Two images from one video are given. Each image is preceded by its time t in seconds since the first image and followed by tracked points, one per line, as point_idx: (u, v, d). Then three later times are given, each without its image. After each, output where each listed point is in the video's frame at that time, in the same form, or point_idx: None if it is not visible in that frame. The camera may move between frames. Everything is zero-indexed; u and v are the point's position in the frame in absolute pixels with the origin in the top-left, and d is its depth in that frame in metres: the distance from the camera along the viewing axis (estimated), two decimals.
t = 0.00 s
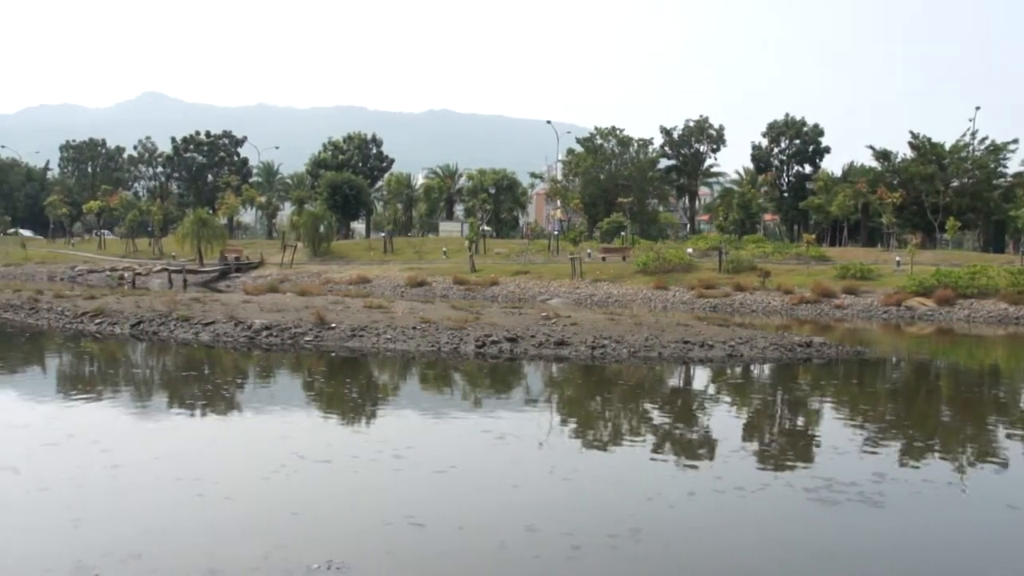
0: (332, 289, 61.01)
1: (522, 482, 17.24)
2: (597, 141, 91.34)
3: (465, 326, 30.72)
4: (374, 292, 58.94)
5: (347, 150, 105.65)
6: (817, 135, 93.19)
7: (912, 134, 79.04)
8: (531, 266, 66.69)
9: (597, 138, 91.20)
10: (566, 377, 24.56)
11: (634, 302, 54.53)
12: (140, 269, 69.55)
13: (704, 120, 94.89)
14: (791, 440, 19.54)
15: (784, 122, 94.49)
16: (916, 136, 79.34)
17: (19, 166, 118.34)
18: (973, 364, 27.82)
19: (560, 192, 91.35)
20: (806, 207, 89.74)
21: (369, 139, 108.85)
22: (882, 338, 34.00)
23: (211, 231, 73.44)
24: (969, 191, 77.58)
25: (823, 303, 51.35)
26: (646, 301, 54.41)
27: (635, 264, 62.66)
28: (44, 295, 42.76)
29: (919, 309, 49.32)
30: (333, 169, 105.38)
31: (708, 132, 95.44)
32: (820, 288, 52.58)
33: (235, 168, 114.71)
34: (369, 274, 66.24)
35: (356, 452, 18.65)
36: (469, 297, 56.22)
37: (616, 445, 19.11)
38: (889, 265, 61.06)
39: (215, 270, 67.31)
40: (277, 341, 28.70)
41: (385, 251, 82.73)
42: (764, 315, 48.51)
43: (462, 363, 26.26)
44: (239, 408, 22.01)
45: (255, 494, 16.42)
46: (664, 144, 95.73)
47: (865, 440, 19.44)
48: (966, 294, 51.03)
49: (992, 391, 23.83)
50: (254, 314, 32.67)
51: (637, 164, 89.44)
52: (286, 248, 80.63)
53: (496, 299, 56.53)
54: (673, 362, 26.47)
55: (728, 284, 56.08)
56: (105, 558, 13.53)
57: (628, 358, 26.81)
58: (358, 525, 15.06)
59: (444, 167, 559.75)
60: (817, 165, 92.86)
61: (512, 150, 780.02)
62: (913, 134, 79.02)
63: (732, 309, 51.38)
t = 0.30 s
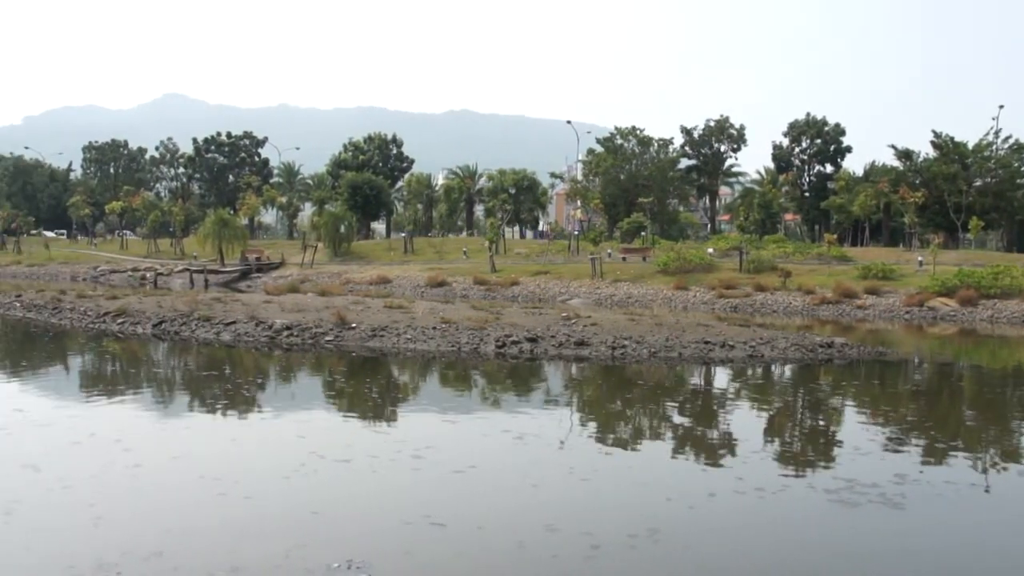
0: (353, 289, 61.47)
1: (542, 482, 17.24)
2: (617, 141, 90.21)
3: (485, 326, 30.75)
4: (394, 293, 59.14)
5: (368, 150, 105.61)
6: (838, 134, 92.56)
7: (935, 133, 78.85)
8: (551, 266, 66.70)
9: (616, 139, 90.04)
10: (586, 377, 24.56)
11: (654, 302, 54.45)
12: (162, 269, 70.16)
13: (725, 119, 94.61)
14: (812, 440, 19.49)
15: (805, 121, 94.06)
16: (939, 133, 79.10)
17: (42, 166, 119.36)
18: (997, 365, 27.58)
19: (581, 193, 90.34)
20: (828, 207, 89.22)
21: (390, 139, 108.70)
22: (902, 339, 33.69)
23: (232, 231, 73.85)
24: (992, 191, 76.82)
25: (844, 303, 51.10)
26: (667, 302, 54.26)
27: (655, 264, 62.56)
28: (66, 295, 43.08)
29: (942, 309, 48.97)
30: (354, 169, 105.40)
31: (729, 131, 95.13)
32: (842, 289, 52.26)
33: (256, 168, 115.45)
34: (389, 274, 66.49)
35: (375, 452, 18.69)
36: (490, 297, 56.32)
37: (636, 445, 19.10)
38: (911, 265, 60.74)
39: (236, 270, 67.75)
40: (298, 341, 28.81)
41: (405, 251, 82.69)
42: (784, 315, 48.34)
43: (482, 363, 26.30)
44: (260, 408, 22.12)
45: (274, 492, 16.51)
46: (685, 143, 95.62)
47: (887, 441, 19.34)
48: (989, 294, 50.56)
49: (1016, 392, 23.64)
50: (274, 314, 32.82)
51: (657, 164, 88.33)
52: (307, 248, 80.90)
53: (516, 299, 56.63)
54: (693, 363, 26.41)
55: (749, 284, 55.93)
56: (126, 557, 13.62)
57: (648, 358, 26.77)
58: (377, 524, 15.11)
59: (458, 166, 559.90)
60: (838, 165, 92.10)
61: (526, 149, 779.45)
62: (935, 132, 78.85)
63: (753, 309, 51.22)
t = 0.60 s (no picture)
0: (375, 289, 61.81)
1: (562, 482, 17.25)
2: (638, 141, 88.22)
3: (506, 326, 30.78)
4: (417, 293, 59.30)
5: (390, 151, 105.96)
6: (861, 134, 91.90)
7: (959, 132, 78.29)
8: (572, 266, 66.65)
9: (637, 138, 88.23)
10: (608, 377, 24.55)
11: (676, 303, 54.30)
12: (185, 269, 70.66)
13: (747, 119, 94.14)
14: (835, 441, 19.41)
15: (827, 120, 93.57)
16: (963, 132, 78.46)
17: (67, 167, 120.33)
18: None
19: (603, 193, 88.95)
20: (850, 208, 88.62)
21: (412, 140, 109.69)
22: (927, 340, 33.41)
23: (254, 232, 74.22)
24: (1019, 190, 75.66)
25: (867, 304, 50.78)
26: (688, 302, 54.09)
27: (677, 265, 62.38)
28: (90, 295, 43.42)
29: (966, 309, 48.50)
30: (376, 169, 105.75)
31: (751, 131, 94.74)
32: (865, 290, 51.93)
33: (278, 168, 115.93)
34: (410, 274, 66.66)
35: (395, 452, 18.74)
36: (512, 298, 56.36)
37: (657, 446, 19.08)
38: (935, 265, 60.28)
39: (259, 270, 68.10)
40: (320, 341, 28.92)
41: (426, 251, 82.66)
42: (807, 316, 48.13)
43: (504, 363, 26.34)
44: (282, 407, 22.23)
45: (295, 492, 16.58)
46: (707, 143, 95.42)
47: (910, 443, 19.24)
48: (1015, 295, 49.96)
49: None
50: (296, 314, 32.97)
51: (679, 163, 87.35)
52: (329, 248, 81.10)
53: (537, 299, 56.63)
54: (715, 363, 26.35)
55: (771, 284, 55.75)
56: (148, 555, 13.71)
57: (670, 358, 26.73)
58: (397, 524, 15.14)
59: (473, 166, 560.01)
60: (861, 164, 91.71)
61: (540, 148, 778.95)
62: (960, 131, 78.29)
63: (776, 310, 51.01)
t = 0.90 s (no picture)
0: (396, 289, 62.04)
1: (582, 482, 17.25)
2: (659, 141, 88.08)
3: (527, 327, 30.80)
4: (438, 293, 59.43)
5: (410, 151, 105.94)
6: (883, 133, 91.41)
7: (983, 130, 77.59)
8: (593, 267, 66.53)
9: (658, 138, 88.07)
10: (629, 377, 24.54)
11: (698, 303, 54.15)
12: (207, 270, 71.13)
13: (769, 118, 93.73)
14: (857, 442, 19.34)
15: (849, 120, 93.14)
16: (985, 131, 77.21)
17: (90, 168, 121.32)
18: None
19: (624, 193, 87.99)
20: (873, 207, 88.20)
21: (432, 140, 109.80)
22: (955, 341, 33.15)
23: (275, 232, 74.56)
24: None
25: (890, 304, 50.49)
26: (710, 302, 53.94)
27: (698, 265, 62.22)
28: (114, 295, 43.78)
29: (990, 310, 48.01)
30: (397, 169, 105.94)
31: (773, 130, 94.29)
32: (888, 290, 51.64)
33: (300, 169, 116.19)
34: (431, 275, 66.83)
35: (416, 452, 18.79)
36: (533, 298, 56.39)
37: (678, 446, 19.07)
38: (959, 265, 59.86)
39: (280, 270, 68.37)
40: (341, 341, 29.03)
41: (447, 252, 82.78)
42: (829, 316, 47.97)
43: (525, 363, 26.37)
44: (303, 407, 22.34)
45: (315, 491, 16.65)
46: (728, 143, 95.14)
47: (933, 444, 19.15)
48: None
49: None
50: (317, 314, 33.11)
51: (700, 163, 86.64)
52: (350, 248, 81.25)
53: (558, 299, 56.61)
54: (736, 364, 26.28)
55: (793, 284, 55.58)
56: (168, 553, 13.80)
57: (691, 358, 26.68)
58: (418, 523, 15.18)
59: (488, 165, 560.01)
60: (884, 163, 91.32)
61: (554, 147, 778.40)
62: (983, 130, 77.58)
63: (797, 310, 50.82)
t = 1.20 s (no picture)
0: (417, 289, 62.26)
1: (603, 482, 17.26)
2: (681, 141, 88.30)
3: (548, 327, 30.81)
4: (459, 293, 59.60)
5: (432, 151, 106.00)
6: (906, 132, 90.88)
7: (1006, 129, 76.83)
8: (615, 267, 66.39)
9: (681, 138, 88.29)
10: (649, 378, 24.53)
11: (719, 303, 54.01)
12: (229, 270, 71.59)
13: (790, 118, 93.28)
14: (880, 443, 19.26)
15: (871, 119, 92.68)
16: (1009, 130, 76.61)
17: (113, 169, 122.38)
18: None
19: (645, 194, 87.58)
20: (895, 207, 87.66)
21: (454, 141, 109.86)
22: (981, 341, 32.92)
23: (297, 232, 74.80)
24: None
25: (913, 304, 50.18)
26: (731, 302, 53.79)
27: (719, 265, 62.09)
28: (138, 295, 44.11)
29: (1015, 310, 47.50)
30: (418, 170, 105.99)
31: (794, 130, 93.82)
32: (910, 290, 51.35)
33: (322, 170, 116.65)
34: (452, 275, 66.98)
35: (436, 452, 18.83)
36: (554, 298, 56.42)
37: (700, 446, 19.06)
38: (982, 265, 59.35)
39: (302, 270, 68.71)
40: (362, 341, 29.13)
41: (468, 252, 82.91)
42: (852, 317, 47.74)
43: (546, 363, 26.41)
44: (324, 407, 22.45)
45: (335, 490, 16.71)
46: (750, 142, 94.83)
47: (957, 445, 19.04)
48: None
49: None
50: (338, 314, 33.24)
51: (721, 164, 86.29)
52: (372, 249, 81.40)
53: (580, 300, 56.59)
54: (757, 364, 26.22)
55: (815, 284, 55.38)
56: (189, 552, 13.90)
57: (712, 359, 26.62)
58: (437, 523, 15.23)
59: (501, 165, 559.94)
60: (908, 162, 90.67)
61: (568, 147, 777.44)
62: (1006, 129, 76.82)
63: (819, 310, 50.64)
